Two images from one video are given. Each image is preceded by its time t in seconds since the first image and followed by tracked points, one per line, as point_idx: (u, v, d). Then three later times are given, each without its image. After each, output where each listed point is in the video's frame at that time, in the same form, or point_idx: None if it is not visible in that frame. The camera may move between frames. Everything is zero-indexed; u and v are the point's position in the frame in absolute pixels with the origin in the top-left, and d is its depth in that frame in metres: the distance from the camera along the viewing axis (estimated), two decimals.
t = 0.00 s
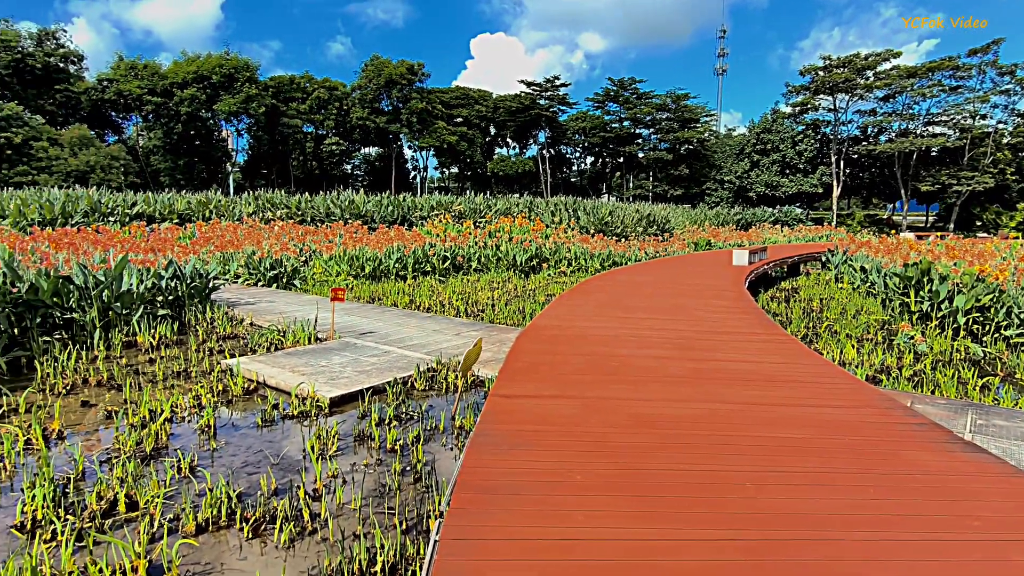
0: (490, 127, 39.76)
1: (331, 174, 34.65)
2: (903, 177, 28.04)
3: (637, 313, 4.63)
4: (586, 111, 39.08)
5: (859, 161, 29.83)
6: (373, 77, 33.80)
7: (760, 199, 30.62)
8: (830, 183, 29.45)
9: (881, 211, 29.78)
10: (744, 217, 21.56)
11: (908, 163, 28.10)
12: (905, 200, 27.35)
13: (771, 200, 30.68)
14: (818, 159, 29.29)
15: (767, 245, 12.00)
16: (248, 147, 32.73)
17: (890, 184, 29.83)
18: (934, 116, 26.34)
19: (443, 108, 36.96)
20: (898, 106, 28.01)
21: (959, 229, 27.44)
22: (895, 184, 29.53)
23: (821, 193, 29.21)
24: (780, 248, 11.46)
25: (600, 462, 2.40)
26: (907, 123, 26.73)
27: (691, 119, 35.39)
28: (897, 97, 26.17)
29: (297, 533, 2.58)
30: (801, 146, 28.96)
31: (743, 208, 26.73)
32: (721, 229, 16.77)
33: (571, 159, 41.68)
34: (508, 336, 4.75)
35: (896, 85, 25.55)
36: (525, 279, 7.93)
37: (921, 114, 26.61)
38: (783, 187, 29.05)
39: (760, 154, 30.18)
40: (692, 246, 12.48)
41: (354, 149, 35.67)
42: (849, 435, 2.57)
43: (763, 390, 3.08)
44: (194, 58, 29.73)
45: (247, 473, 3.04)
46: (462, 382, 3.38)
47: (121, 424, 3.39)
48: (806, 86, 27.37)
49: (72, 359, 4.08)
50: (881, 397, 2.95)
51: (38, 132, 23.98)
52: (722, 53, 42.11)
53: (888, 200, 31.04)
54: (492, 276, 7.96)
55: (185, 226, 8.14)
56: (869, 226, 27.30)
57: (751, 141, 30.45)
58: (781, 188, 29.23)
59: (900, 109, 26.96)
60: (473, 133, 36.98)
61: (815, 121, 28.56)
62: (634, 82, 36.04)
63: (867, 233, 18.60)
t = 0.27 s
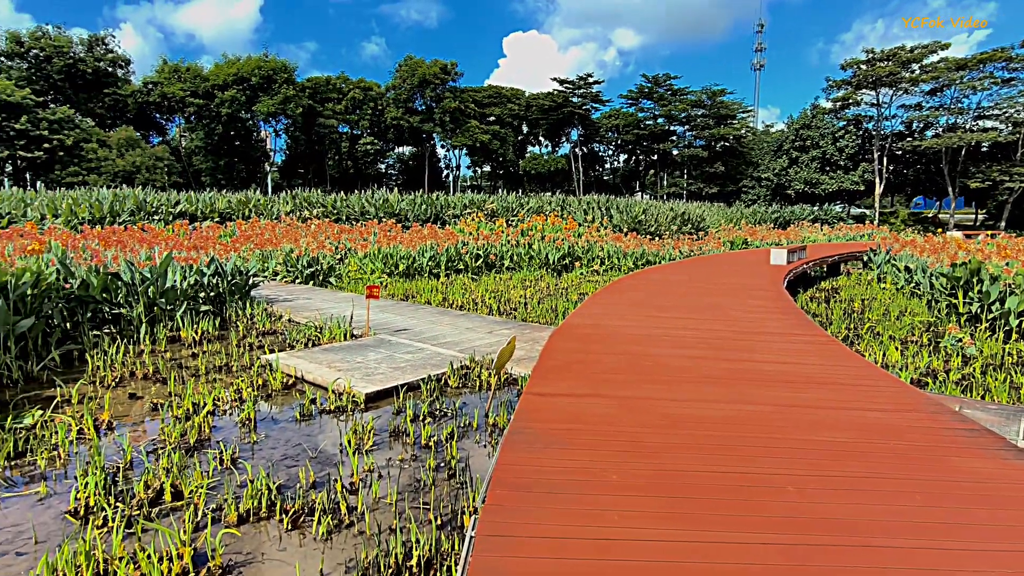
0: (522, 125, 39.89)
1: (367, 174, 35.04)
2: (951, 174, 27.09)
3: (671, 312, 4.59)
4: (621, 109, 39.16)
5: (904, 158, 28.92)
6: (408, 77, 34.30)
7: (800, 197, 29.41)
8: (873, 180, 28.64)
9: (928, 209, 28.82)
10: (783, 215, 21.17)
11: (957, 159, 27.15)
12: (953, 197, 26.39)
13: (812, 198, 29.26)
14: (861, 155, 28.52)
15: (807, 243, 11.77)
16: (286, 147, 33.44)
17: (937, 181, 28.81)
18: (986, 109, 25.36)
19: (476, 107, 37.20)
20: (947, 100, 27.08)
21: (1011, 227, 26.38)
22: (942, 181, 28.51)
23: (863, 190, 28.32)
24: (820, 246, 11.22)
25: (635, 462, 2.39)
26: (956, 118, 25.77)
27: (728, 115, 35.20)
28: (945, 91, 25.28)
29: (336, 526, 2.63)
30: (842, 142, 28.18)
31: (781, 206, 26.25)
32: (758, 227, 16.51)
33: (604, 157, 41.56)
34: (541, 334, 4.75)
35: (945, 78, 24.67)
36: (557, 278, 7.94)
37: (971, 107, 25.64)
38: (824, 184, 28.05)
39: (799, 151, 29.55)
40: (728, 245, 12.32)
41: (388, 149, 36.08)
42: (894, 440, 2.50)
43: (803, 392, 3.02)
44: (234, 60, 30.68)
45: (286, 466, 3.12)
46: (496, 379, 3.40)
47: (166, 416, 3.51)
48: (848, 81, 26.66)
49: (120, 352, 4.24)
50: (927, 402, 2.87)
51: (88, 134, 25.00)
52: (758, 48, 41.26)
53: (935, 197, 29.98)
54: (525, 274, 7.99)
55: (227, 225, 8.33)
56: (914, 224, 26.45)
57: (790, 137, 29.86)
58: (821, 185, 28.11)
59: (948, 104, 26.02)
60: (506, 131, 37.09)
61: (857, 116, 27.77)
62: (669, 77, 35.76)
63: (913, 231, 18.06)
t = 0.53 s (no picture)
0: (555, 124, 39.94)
1: (401, 172, 35.19)
2: (1003, 171, 26.06)
3: (707, 313, 4.53)
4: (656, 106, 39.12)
5: (952, 154, 27.91)
6: (442, 77, 34.71)
7: (840, 195, 28.59)
8: (918, 177, 27.72)
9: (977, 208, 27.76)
10: (822, 214, 20.70)
11: (1009, 156, 26.14)
12: (1004, 195, 25.34)
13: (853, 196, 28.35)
14: (905, 152, 27.57)
15: (849, 243, 11.50)
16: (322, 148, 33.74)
17: (987, 178, 27.71)
18: None
19: (508, 106, 37.34)
20: (998, 93, 26.01)
21: None
22: (993, 178, 27.41)
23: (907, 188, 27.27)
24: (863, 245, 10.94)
25: (672, 463, 2.37)
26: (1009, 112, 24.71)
27: (765, 111, 35.20)
28: (997, 84, 24.30)
29: (372, 520, 2.68)
30: (885, 139, 27.33)
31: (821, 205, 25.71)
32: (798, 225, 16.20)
33: (638, 155, 41.51)
34: (574, 333, 4.75)
35: (997, 71, 23.70)
36: (590, 277, 7.91)
37: None
38: (866, 182, 27.08)
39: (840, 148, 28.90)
40: (766, 245, 12.11)
41: (421, 148, 36.46)
42: (942, 447, 2.42)
43: (845, 396, 2.95)
44: (272, 62, 31.48)
45: (323, 459, 3.18)
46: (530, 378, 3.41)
47: (209, 409, 3.62)
48: (892, 76, 25.86)
49: (165, 346, 4.40)
50: (977, 408, 2.77)
51: (135, 136, 25.95)
52: (796, 43, 40.32)
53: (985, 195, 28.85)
54: (557, 273, 7.99)
55: (266, 223, 8.52)
56: (963, 223, 25.51)
57: (831, 134, 29.18)
58: (863, 182, 27.22)
59: (1000, 98, 24.99)
60: (538, 130, 37.01)
61: (902, 112, 26.91)
62: (705, 75, 35.87)
63: (962, 231, 17.44)
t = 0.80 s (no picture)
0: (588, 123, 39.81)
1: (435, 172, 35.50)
2: None
3: (743, 314, 4.46)
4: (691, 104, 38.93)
5: (1004, 151, 26.81)
6: (475, 77, 34.94)
7: (884, 193, 28.16)
8: (967, 175, 26.67)
9: None
10: (864, 213, 20.16)
11: None
12: None
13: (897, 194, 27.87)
14: (954, 149, 26.52)
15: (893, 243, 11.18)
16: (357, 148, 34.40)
17: None
18: None
19: (541, 105, 37.40)
20: None
21: None
22: None
23: (956, 186, 26.35)
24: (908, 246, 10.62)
25: (709, 466, 2.35)
26: None
27: (805, 109, 34.62)
28: None
29: (407, 515, 2.72)
30: (932, 136, 26.40)
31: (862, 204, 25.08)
32: (839, 225, 15.82)
33: (672, 154, 41.17)
34: (607, 333, 4.73)
35: None
36: (623, 276, 7.87)
37: None
38: (911, 180, 26.29)
39: (883, 146, 28.08)
40: (805, 245, 11.85)
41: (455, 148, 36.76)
42: (994, 456, 2.34)
43: (890, 401, 2.86)
44: (310, 64, 32.10)
45: (360, 454, 3.24)
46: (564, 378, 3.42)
47: (249, 404, 3.72)
48: (940, 70, 24.98)
49: (206, 341, 4.54)
50: None
51: (178, 137, 26.84)
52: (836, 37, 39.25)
53: None
54: (589, 272, 7.97)
55: (303, 222, 8.73)
56: (1015, 223, 24.50)
57: (874, 131, 28.37)
58: (908, 181, 26.48)
59: None
60: (571, 129, 36.80)
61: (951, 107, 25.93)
62: (742, 72, 35.57)
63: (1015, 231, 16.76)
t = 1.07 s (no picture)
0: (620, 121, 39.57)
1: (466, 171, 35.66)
2: None
3: (780, 315, 4.38)
4: (726, 102, 38.47)
5: None
6: (506, 76, 34.97)
7: (928, 193, 27.18)
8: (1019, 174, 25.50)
9: None
10: (906, 213, 19.58)
11: None
12: None
13: (942, 194, 26.92)
14: (1004, 147, 25.48)
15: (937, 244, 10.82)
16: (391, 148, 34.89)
17: None
18: None
19: (574, 104, 37.32)
20: None
21: None
22: None
23: (1007, 185, 25.20)
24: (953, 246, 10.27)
25: (746, 470, 2.32)
26: None
27: (845, 106, 33.72)
28: None
29: (440, 512, 2.75)
30: (981, 133, 25.33)
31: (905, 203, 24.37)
32: (880, 225, 15.41)
33: (706, 153, 40.66)
34: (640, 334, 4.71)
35: None
36: (655, 276, 7.80)
37: None
38: (957, 179, 25.32)
39: (928, 143, 27.16)
40: (845, 245, 11.56)
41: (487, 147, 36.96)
42: None
43: (935, 407, 2.78)
44: (344, 65, 32.62)
45: (394, 450, 3.29)
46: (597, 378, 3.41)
47: (286, 399, 3.81)
48: (990, 64, 24.05)
49: (245, 336, 4.66)
50: None
51: (219, 137, 27.59)
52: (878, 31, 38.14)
53: None
54: (620, 272, 7.93)
55: (337, 222, 8.85)
56: None
57: (918, 128, 27.50)
58: (954, 180, 25.47)
59: None
60: (603, 128, 36.61)
61: (1001, 103, 24.92)
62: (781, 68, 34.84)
63: None
